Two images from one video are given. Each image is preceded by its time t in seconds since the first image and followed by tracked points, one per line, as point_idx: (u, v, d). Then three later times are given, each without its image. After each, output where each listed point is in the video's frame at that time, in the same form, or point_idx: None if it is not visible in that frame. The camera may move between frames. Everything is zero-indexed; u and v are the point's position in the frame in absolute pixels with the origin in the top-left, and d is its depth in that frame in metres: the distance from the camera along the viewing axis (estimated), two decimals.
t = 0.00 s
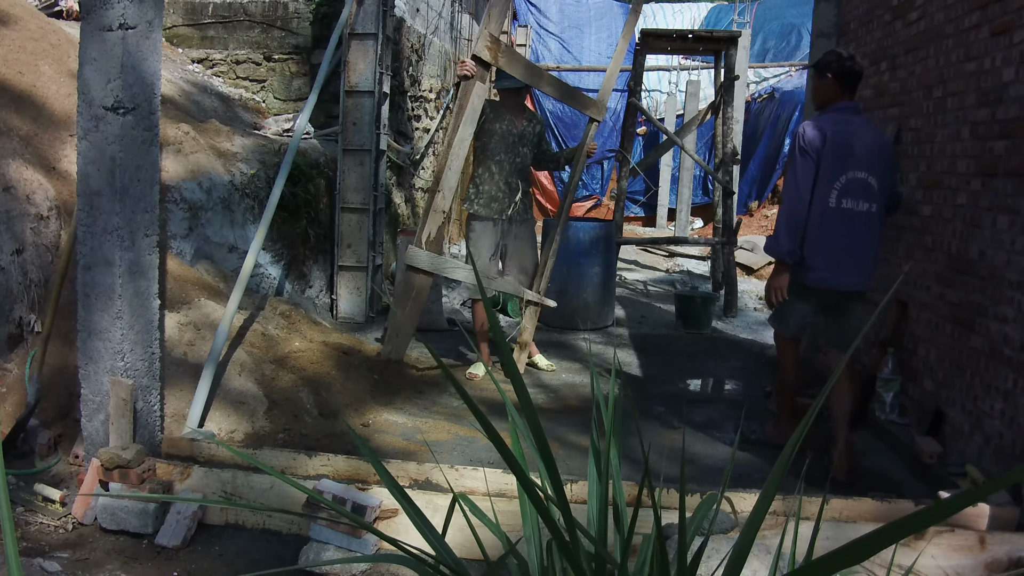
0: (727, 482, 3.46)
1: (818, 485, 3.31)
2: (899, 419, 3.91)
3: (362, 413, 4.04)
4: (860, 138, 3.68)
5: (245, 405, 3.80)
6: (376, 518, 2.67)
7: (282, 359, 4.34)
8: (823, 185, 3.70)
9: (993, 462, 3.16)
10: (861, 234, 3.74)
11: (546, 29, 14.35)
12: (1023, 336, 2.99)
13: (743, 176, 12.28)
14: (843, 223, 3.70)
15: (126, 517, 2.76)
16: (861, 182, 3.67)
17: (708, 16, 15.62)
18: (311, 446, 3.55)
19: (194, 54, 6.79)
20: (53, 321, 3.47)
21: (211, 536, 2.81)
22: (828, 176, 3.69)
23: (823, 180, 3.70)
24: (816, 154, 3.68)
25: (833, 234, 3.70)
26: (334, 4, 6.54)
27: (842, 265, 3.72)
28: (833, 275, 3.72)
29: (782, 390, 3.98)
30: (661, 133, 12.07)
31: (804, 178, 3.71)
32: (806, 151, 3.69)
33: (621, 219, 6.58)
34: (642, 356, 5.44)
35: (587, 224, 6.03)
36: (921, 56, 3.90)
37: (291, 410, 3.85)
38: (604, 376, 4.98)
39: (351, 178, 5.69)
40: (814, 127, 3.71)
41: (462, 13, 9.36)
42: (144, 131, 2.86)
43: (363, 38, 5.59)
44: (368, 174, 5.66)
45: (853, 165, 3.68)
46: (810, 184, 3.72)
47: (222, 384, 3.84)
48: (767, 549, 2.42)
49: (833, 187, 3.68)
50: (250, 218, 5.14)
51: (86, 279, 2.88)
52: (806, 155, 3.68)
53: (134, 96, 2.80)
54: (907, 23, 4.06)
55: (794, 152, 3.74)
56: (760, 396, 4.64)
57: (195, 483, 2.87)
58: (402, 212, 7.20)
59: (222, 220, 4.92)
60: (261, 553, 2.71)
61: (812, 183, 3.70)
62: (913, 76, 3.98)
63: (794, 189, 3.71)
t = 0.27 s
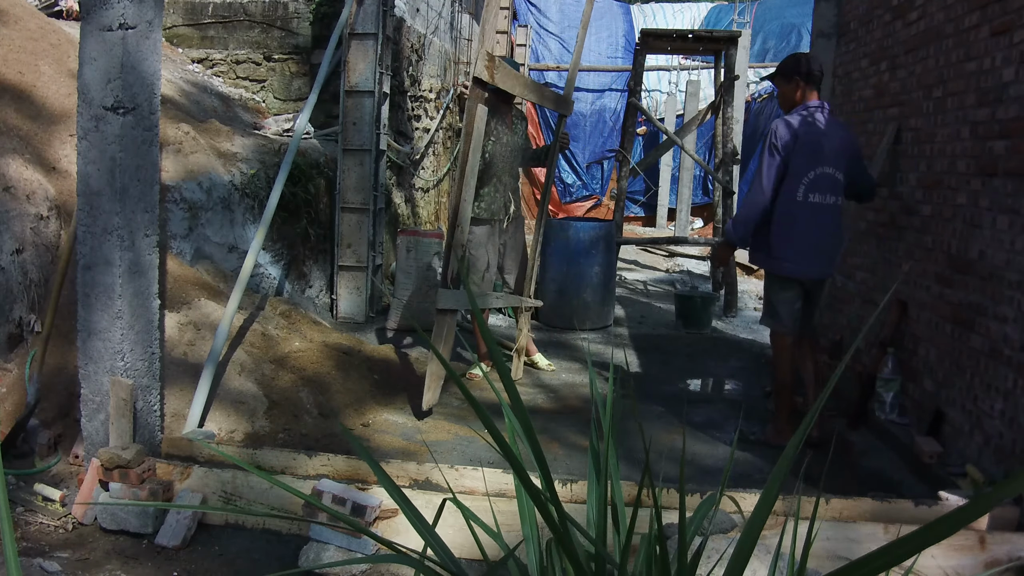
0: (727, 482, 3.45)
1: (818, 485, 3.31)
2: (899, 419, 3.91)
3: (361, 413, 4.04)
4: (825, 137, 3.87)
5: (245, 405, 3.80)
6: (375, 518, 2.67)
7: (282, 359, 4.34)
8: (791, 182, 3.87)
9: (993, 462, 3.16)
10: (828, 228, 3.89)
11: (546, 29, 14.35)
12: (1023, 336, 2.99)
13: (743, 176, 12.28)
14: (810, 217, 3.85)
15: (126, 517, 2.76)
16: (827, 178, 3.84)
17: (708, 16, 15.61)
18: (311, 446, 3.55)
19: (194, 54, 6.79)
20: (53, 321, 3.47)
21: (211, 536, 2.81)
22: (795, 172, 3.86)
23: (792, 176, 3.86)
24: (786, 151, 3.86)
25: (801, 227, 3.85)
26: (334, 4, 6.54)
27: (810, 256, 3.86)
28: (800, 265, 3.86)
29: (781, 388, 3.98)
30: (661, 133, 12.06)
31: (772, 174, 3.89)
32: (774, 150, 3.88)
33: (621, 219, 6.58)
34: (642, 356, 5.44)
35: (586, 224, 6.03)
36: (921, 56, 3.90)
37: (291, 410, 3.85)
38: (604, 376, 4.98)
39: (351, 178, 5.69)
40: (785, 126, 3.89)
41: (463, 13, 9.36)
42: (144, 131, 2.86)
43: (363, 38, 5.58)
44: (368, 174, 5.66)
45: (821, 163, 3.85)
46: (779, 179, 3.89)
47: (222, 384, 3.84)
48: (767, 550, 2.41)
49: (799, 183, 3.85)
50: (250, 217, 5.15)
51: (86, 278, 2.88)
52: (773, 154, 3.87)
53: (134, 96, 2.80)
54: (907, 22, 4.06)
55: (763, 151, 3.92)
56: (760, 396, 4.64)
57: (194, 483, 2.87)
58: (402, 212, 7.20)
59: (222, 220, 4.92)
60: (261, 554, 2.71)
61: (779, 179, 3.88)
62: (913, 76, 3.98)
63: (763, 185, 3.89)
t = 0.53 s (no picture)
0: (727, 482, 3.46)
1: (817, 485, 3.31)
2: (898, 419, 3.91)
3: (361, 413, 4.04)
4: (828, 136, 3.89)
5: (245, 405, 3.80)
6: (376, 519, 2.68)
7: (282, 359, 4.34)
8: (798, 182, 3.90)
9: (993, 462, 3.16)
10: (840, 224, 3.90)
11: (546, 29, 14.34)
12: (1023, 335, 2.99)
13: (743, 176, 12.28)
14: (820, 216, 3.87)
15: (127, 516, 2.76)
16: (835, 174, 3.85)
17: (708, 16, 15.61)
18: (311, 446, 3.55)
19: (194, 54, 6.79)
20: (53, 321, 3.47)
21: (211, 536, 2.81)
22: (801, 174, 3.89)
23: (798, 177, 3.89)
24: (791, 153, 3.88)
25: (810, 226, 3.88)
26: (334, 4, 6.54)
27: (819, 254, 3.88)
28: (811, 264, 3.88)
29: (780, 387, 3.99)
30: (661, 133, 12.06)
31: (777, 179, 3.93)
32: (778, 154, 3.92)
33: (621, 219, 6.58)
34: (642, 356, 5.44)
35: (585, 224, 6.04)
36: (921, 56, 3.90)
37: (291, 410, 3.85)
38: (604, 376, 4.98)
39: (351, 178, 5.69)
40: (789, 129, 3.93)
41: (463, 13, 9.36)
42: (144, 131, 2.86)
43: (363, 38, 5.59)
44: (368, 174, 5.66)
45: (828, 161, 3.86)
46: (785, 182, 3.92)
47: (222, 384, 3.84)
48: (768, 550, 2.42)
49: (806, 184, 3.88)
50: (250, 217, 5.15)
51: (86, 278, 2.89)
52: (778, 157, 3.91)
53: (134, 96, 2.80)
54: (907, 22, 4.06)
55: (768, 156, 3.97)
56: (760, 396, 4.64)
57: (194, 483, 2.87)
58: (402, 212, 7.20)
59: (222, 220, 4.92)
60: (262, 554, 2.71)
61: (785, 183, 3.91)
62: (913, 76, 3.98)
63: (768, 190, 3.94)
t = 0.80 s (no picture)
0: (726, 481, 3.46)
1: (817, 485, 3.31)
2: (898, 419, 3.91)
3: (361, 414, 4.04)
4: (836, 141, 3.88)
5: (245, 405, 3.80)
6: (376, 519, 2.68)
7: (282, 359, 4.34)
8: (810, 188, 3.90)
9: (993, 463, 3.16)
10: (852, 225, 3.92)
11: (546, 29, 14.35)
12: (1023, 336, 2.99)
13: (743, 176, 12.28)
14: (832, 219, 3.89)
15: (127, 516, 2.76)
16: (845, 178, 3.86)
17: (708, 16, 15.61)
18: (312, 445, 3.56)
19: (194, 54, 6.79)
20: (53, 321, 3.47)
21: (211, 536, 2.81)
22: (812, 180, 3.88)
23: (810, 183, 3.89)
24: (804, 161, 3.86)
25: (824, 229, 3.90)
26: (334, 4, 6.54)
27: (838, 256, 3.90)
28: (827, 264, 3.89)
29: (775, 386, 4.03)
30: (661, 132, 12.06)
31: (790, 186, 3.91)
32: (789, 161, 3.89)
33: (621, 219, 6.59)
34: (642, 356, 5.44)
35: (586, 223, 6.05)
36: (921, 56, 3.90)
37: (291, 409, 3.85)
38: (603, 376, 4.99)
39: (351, 178, 5.69)
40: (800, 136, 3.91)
41: (462, 13, 9.36)
42: (144, 131, 2.86)
43: (363, 38, 5.59)
44: (368, 174, 5.66)
45: (838, 164, 3.85)
46: (797, 188, 3.91)
47: (222, 384, 3.84)
48: (767, 549, 2.42)
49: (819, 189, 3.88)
50: (250, 217, 5.15)
51: (86, 278, 2.88)
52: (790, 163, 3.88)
53: (134, 96, 2.80)
54: (907, 22, 4.06)
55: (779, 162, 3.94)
56: (760, 396, 4.64)
57: (195, 483, 2.87)
58: (402, 212, 7.20)
59: (222, 220, 4.92)
60: (261, 554, 2.71)
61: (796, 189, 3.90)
62: (913, 76, 3.98)
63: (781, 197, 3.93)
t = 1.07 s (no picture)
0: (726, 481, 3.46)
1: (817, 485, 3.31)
2: (898, 419, 3.91)
3: (361, 414, 4.04)
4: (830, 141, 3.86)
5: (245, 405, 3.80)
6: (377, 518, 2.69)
7: (283, 359, 4.34)
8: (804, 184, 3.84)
9: (993, 463, 3.16)
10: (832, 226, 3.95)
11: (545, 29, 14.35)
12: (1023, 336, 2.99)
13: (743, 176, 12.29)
14: (821, 220, 3.87)
15: (127, 517, 2.76)
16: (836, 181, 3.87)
17: (708, 16, 15.62)
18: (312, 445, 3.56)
19: (194, 54, 6.79)
20: (52, 321, 3.47)
21: (211, 536, 2.81)
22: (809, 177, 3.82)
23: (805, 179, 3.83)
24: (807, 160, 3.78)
25: (815, 228, 3.86)
26: (334, 4, 6.54)
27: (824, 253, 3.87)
28: (816, 264, 3.87)
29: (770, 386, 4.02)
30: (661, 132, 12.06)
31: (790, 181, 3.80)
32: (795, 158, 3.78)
33: (621, 219, 6.59)
34: (642, 356, 5.45)
35: (586, 224, 6.04)
36: (921, 56, 3.90)
37: (291, 410, 3.85)
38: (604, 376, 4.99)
39: (351, 178, 5.69)
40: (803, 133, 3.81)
41: (463, 13, 9.36)
42: (144, 131, 2.86)
43: (363, 38, 5.59)
44: (368, 174, 5.66)
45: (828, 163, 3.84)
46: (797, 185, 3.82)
47: (222, 384, 3.84)
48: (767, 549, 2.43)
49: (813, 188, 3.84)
50: (250, 217, 5.15)
51: (86, 278, 2.89)
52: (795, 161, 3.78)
53: (134, 96, 2.80)
54: (908, 22, 4.06)
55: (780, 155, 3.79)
56: (759, 396, 4.64)
57: (194, 483, 2.87)
58: (402, 212, 7.20)
59: (222, 220, 4.92)
60: (261, 554, 2.71)
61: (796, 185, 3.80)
62: (913, 76, 3.98)
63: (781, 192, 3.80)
